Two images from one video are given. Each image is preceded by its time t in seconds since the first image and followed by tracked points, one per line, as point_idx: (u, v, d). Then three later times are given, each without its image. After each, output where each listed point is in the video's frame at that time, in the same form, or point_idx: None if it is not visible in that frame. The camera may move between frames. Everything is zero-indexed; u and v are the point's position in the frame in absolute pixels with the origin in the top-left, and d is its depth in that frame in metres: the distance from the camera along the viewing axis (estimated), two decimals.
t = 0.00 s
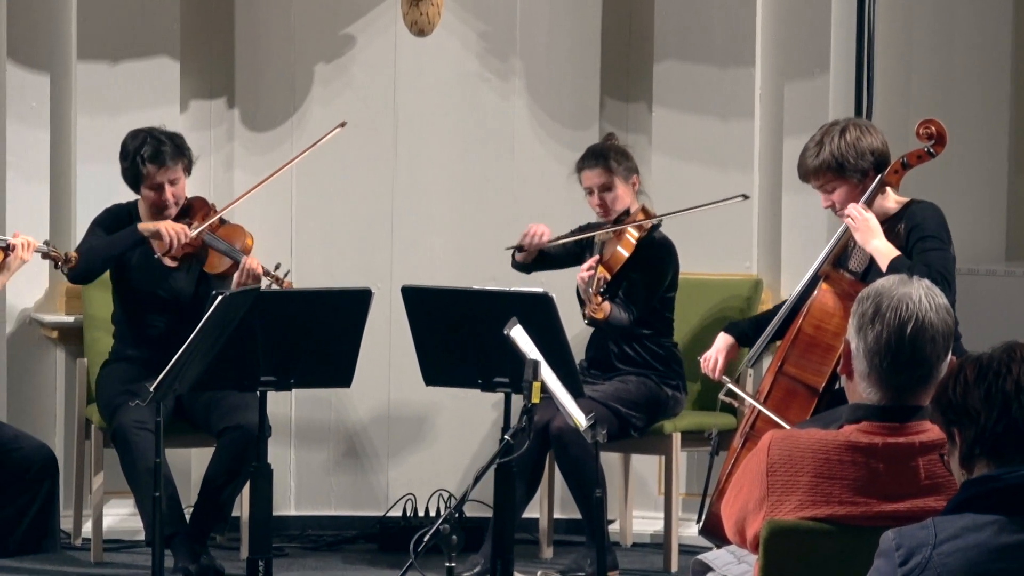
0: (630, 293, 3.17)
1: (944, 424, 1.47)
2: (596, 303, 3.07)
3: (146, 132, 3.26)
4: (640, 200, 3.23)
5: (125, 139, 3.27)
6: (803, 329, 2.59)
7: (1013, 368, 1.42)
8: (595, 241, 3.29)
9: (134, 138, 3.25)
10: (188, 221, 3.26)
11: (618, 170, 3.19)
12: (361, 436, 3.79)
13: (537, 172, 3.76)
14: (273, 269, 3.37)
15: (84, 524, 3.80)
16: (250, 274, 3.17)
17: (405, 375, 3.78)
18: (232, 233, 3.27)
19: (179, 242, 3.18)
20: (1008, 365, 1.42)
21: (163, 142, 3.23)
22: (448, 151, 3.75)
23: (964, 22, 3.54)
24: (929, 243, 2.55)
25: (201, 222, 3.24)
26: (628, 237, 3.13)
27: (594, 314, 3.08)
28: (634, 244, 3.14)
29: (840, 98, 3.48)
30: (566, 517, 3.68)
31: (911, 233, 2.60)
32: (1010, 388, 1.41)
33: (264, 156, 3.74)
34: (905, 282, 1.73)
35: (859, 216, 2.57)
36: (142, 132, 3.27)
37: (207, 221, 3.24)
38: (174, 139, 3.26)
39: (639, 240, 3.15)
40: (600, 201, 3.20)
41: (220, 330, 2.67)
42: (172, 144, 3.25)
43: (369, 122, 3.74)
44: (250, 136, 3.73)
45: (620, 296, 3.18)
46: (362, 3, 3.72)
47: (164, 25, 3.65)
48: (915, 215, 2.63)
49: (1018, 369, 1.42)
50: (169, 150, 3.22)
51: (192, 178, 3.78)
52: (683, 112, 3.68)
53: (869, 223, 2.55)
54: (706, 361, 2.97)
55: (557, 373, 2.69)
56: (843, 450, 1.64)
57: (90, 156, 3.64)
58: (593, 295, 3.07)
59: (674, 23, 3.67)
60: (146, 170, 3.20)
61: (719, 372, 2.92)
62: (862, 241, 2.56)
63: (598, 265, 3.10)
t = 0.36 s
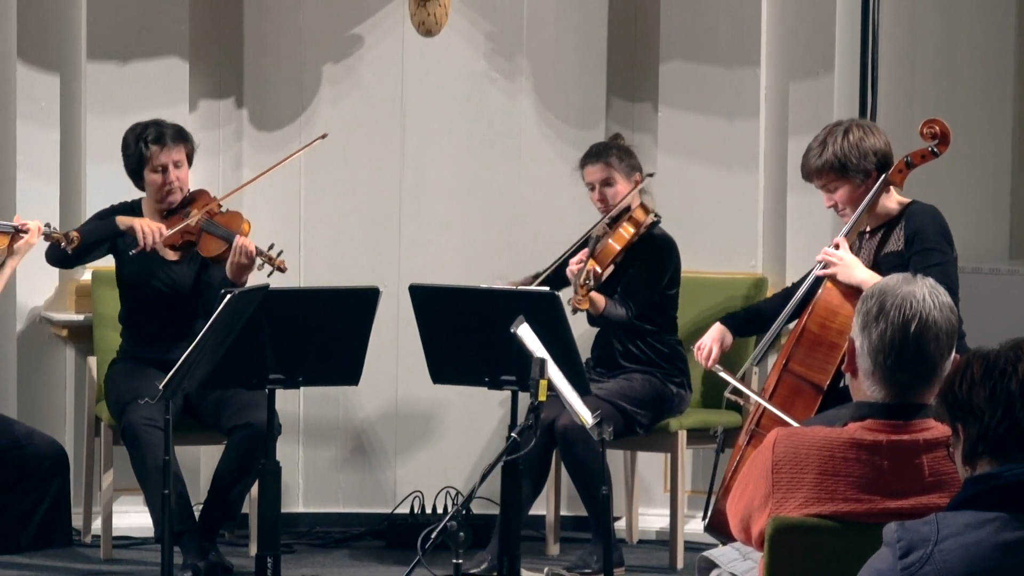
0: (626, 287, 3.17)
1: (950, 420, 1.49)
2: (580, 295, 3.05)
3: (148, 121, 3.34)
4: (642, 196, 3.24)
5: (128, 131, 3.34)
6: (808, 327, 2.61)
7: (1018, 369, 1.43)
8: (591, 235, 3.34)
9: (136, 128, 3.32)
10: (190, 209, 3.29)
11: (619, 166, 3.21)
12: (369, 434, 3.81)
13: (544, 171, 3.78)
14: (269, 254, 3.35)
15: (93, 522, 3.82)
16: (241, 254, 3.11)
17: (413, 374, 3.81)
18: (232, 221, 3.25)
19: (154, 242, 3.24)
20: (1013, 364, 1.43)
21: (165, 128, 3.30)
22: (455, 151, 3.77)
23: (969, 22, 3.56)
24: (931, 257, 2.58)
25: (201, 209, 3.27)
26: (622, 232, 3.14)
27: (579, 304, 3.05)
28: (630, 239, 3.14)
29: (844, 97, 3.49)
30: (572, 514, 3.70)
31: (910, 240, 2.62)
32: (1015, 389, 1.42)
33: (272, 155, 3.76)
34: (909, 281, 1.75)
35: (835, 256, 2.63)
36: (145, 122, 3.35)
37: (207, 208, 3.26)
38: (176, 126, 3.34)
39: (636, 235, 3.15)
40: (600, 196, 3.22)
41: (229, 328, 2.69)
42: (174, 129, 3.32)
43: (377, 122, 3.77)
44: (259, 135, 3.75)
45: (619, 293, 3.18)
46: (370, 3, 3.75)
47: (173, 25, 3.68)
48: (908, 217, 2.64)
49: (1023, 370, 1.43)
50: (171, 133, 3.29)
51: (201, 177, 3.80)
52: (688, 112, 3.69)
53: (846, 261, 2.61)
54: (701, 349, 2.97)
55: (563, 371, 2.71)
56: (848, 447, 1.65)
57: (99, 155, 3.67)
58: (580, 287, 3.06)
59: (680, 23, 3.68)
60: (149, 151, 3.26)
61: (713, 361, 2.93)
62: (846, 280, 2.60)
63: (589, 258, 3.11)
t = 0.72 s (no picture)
0: (629, 296, 3.22)
1: (956, 417, 1.44)
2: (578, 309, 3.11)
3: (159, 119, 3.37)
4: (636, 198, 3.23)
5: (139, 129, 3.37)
6: (812, 325, 2.61)
7: None
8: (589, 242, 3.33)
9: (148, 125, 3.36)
10: (197, 204, 3.31)
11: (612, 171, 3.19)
12: (376, 432, 3.83)
13: (550, 170, 3.80)
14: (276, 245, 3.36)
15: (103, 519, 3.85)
16: (247, 241, 3.13)
17: (420, 371, 3.83)
18: (238, 215, 3.26)
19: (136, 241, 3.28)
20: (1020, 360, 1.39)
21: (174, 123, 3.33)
22: (462, 150, 3.79)
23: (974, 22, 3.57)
24: (928, 252, 2.58)
25: (209, 203, 3.30)
26: (617, 241, 3.17)
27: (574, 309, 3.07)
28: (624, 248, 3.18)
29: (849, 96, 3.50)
30: (579, 511, 3.72)
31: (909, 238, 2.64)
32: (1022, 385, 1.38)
33: (280, 154, 3.78)
34: (913, 279, 1.75)
35: (833, 254, 2.60)
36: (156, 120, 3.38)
37: (215, 202, 3.29)
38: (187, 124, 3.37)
39: (632, 241, 3.18)
40: (595, 203, 3.21)
41: (238, 326, 2.71)
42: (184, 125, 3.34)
43: (385, 122, 3.79)
44: (267, 135, 3.77)
45: (619, 302, 3.23)
46: (378, 3, 3.76)
47: (182, 25, 3.70)
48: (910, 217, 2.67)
49: None
50: (180, 128, 3.32)
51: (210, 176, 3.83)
52: (694, 111, 3.71)
53: (844, 258, 2.58)
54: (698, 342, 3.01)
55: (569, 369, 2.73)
56: (852, 445, 1.67)
57: (109, 155, 3.70)
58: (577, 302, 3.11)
59: (686, 23, 3.70)
60: (158, 145, 3.29)
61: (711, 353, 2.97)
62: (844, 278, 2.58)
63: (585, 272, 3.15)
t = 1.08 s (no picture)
0: (631, 287, 3.22)
1: (958, 415, 1.43)
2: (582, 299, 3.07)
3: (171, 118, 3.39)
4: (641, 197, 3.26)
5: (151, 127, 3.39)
6: (817, 323, 2.64)
7: None
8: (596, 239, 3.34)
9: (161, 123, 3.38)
10: (210, 201, 3.33)
11: (617, 168, 3.23)
12: (384, 430, 3.86)
13: (556, 170, 3.82)
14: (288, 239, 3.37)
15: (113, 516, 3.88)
16: (260, 235, 3.13)
17: (427, 369, 3.85)
18: (251, 211, 3.28)
19: (126, 248, 3.26)
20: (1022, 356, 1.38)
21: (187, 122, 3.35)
22: (469, 150, 3.81)
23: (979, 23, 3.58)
24: (925, 246, 2.61)
25: (221, 200, 3.31)
26: (621, 235, 3.17)
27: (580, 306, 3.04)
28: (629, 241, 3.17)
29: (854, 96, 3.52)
30: (585, 508, 3.74)
31: (908, 236, 2.66)
32: None
33: (288, 154, 3.79)
34: (917, 278, 1.76)
35: (833, 251, 2.63)
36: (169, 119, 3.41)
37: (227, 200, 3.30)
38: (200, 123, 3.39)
39: (636, 236, 3.18)
40: (600, 200, 3.24)
41: (246, 325, 2.73)
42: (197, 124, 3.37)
43: (392, 122, 3.81)
44: (275, 135, 3.79)
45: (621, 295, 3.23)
46: (386, 4, 3.79)
47: (191, 25, 3.73)
48: (910, 216, 2.68)
49: None
50: (194, 127, 3.35)
51: (218, 175, 3.85)
52: (700, 111, 3.72)
53: (845, 253, 2.61)
54: (689, 327, 3.00)
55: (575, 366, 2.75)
56: (857, 443, 1.66)
57: (118, 154, 3.72)
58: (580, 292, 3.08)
59: (691, 23, 3.72)
60: (172, 143, 3.31)
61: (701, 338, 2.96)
62: (847, 271, 2.61)
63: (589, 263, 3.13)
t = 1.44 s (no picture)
0: (638, 282, 3.24)
1: (959, 414, 1.45)
2: (592, 289, 3.09)
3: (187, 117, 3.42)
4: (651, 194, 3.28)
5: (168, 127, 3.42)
6: (821, 322, 2.66)
7: None
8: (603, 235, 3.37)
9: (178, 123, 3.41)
10: (223, 199, 3.36)
11: (628, 163, 3.25)
12: (392, 427, 3.88)
13: (563, 170, 3.84)
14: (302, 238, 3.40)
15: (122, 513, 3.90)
16: (269, 228, 3.17)
17: (434, 367, 3.87)
18: (265, 211, 3.32)
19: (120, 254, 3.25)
20: None
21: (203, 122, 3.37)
22: (476, 149, 3.83)
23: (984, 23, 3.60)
24: (921, 244, 2.63)
25: (235, 199, 3.34)
26: (632, 228, 3.18)
27: (589, 300, 3.09)
28: (638, 236, 3.18)
29: (858, 96, 3.54)
30: (591, 505, 3.76)
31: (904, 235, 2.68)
32: None
33: (296, 153, 3.82)
34: (921, 277, 1.77)
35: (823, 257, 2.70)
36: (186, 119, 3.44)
37: (240, 199, 3.34)
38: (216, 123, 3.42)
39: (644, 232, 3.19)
40: (610, 194, 3.27)
41: (254, 324, 2.75)
42: (213, 124, 3.39)
43: (399, 121, 3.83)
44: (283, 134, 3.81)
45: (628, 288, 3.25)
46: (394, 5, 3.81)
47: (200, 25, 3.76)
48: (909, 217, 2.70)
49: None
50: (209, 128, 3.37)
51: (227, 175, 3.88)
52: (705, 111, 3.74)
53: (833, 257, 2.67)
54: (686, 302, 3.04)
55: (581, 364, 2.77)
56: (861, 440, 1.67)
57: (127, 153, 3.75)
58: (591, 282, 3.10)
59: (697, 24, 3.74)
60: (187, 143, 3.33)
61: (697, 313, 2.99)
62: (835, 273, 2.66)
63: (599, 254, 3.14)
